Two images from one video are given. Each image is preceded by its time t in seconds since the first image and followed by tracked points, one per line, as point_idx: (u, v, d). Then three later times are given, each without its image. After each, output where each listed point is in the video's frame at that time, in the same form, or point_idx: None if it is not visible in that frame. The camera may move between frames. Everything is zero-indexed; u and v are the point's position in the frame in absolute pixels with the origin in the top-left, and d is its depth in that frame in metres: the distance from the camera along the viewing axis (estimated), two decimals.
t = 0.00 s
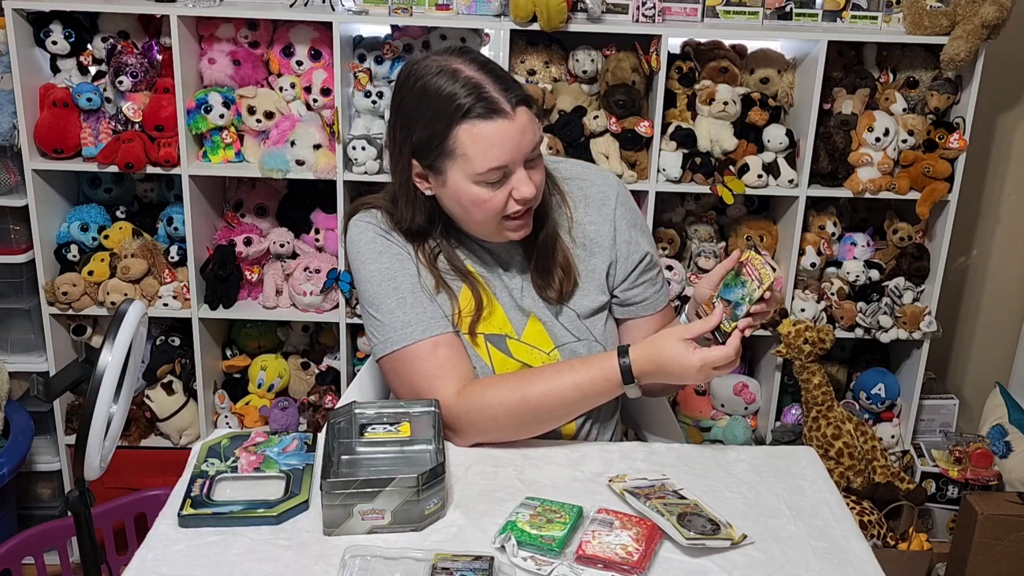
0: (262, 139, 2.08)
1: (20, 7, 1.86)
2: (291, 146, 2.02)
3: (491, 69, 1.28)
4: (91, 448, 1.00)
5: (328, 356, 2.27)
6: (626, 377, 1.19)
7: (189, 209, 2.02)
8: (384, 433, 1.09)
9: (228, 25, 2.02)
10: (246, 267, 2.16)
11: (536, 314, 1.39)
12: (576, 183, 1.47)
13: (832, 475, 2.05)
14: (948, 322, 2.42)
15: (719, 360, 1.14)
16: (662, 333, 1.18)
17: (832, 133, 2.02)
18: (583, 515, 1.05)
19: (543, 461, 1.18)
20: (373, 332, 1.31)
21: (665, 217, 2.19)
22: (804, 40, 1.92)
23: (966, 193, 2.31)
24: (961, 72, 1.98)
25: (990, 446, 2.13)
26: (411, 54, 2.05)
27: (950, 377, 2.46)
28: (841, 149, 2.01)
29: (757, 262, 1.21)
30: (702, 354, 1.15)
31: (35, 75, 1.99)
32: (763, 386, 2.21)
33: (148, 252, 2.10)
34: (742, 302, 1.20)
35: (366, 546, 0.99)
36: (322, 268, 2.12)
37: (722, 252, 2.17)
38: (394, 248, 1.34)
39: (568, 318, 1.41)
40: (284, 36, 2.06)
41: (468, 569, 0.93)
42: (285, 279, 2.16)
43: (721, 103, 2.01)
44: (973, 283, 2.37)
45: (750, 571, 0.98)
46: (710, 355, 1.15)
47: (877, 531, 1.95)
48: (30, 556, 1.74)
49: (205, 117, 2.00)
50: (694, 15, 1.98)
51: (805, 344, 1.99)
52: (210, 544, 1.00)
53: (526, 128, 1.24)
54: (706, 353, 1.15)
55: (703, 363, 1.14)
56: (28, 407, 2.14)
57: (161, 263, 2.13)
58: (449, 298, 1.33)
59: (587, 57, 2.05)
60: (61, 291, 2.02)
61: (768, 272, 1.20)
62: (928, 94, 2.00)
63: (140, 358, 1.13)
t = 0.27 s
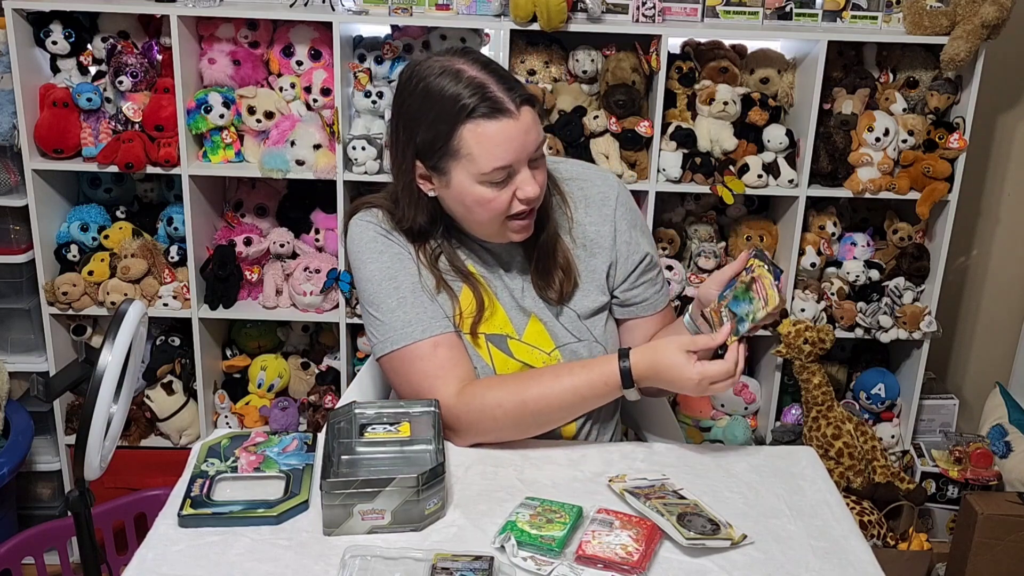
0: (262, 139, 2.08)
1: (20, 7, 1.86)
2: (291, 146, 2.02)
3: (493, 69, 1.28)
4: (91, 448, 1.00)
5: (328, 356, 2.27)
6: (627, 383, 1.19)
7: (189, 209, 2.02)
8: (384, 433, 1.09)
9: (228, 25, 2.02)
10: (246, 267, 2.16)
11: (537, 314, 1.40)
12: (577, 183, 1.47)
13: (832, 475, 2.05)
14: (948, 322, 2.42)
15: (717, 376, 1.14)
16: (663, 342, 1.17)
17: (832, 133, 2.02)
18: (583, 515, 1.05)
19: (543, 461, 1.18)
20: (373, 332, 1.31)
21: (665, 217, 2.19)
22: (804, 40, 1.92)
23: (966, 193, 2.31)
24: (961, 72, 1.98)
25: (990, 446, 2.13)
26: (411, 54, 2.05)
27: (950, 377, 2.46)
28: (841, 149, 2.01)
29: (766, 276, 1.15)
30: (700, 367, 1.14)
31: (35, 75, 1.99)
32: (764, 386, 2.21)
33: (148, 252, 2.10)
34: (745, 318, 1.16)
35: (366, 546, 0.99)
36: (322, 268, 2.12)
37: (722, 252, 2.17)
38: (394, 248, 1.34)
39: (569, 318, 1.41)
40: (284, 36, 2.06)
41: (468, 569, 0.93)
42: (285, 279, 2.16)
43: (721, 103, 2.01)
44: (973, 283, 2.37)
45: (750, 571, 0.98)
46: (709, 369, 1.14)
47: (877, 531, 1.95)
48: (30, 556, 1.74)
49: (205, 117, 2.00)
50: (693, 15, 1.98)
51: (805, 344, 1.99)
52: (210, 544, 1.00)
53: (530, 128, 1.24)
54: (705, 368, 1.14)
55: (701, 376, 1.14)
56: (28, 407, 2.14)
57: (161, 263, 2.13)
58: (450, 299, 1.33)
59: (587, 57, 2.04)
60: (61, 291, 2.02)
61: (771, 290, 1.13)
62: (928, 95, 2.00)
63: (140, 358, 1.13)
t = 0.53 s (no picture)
0: (262, 139, 2.08)
1: (20, 7, 1.86)
2: (291, 145, 2.02)
3: (498, 68, 1.28)
4: (91, 448, 1.00)
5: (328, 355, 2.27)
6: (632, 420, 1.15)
7: (189, 209, 2.02)
8: (384, 433, 1.09)
9: (228, 25, 2.02)
10: (246, 267, 2.16)
11: (538, 314, 1.40)
12: (577, 182, 1.47)
13: (832, 475, 2.05)
14: (949, 322, 2.42)
15: (712, 439, 1.08)
16: (672, 386, 1.13)
17: (832, 133, 2.02)
18: (583, 515, 1.05)
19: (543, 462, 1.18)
20: (375, 330, 1.31)
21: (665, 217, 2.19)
22: (804, 40, 1.92)
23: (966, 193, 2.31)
24: (961, 72, 1.98)
25: (991, 446, 2.13)
26: (411, 54, 2.05)
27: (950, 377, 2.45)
28: (841, 149, 2.01)
29: (768, 253, 1.18)
30: (696, 423, 1.09)
31: (35, 75, 1.99)
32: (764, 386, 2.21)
33: (148, 252, 2.10)
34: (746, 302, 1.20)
35: (366, 546, 0.99)
36: (322, 268, 2.12)
37: (722, 252, 2.17)
38: (396, 247, 1.34)
39: (570, 317, 1.41)
40: (284, 35, 2.06)
41: (468, 569, 0.93)
42: (285, 279, 2.16)
43: (721, 103, 2.01)
44: (973, 283, 2.37)
45: (750, 571, 0.98)
46: (706, 430, 1.09)
47: (877, 531, 1.95)
48: (30, 556, 1.74)
49: (205, 117, 2.00)
50: (693, 15, 1.98)
51: (805, 344, 1.99)
52: (209, 544, 1.00)
53: (537, 125, 1.24)
54: (701, 427, 1.09)
55: (694, 434, 1.09)
56: (28, 407, 2.14)
57: (161, 263, 2.13)
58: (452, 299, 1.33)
59: (587, 57, 2.04)
60: (61, 291, 2.02)
61: (778, 265, 1.17)
62: (928, 94, 2.00)
63: (139, 358, 1.13)
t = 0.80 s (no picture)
0: (262, 139, 2.08)
1: (20, 7, 1.86)
2: (291, 145, 2.02)
3: (502, 68, 1.28)
4: (91, 448, 1.00)
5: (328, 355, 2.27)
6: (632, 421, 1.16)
7: (189, 209, 2.02)
8: (385, 433, 1.09)
9: (228, 25, 2.02)
10: (246, 267, 2.16)
11: (539, 315, 1.40)
12: (579, 182, 1.47)
13: (832, 475, 2.05)
14: (949, 322, 2.42)
15: (717, 435, 1.10)
16: (672, 387, 1.13)
17: (832, 133, 2.02)
18: (583, 515, 1.05)
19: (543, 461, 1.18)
20: (375, 331, 1.31)
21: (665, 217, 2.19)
22: (804, 40, 1.92)
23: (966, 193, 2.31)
24: (961, 72, 1.98)
25: (991, 446, 2.13)
26: (411, 54, 2.05)
27: (950, 377, 2.45)
28: (841, 149, 2.01)
29: (767, 253, 1.19)
30: (700, 421, 1.10)
31: (35, 75, 1.99)
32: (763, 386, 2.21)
33: (148, 252, 2.10)
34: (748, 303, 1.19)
35: (366, 546, 0.99)
36: (322, 268, 2.12)
37: (722, 252, 2.17)
38: (397, 247, 1.34)
39: (571, 317, 1.41)
40: (284, 35, 2.06)
41: (468, 569, 0.93)
42: (285, 279, 2.16)
43: (721, 103, 2.01)
44: (973, 283, 2.37)
45: (750, 571, 0.98)
46: (710, 427, 1.10)
47: (877, 531, 1.95)
48: (30, 556, 1.74)
49: (205, 117, 2.00)
50: (693, 15, 1.98)
51: (805, 344, 1.99)
52: (210, 544, 1.00)
53: (540, 125, 1.24)
54: (706, 424, 1.10)
55: (700, 432, 1.10)
56: (28, 407, 2.14)
57: (161, 263, 2.13)
58: (452, 300, 1.33)
59: (587, 57, 2.04)
60: (61, 291, 2.02)
61: (778, 266, 1.17)
62: (928, 95, 2.00)
63: (140, 358, 1.13)
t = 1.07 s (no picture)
0: (262, 139, 2.08)
1: (20, 7, 1.86)
2: (291, 145, 2.02)
3: (501, 68, 1.28)
4: (91, 448, 1.00)
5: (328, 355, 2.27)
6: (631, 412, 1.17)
7: (189, 208, 2.02)
8: (385, 433, 1.09)
9: (228, 25, 2.02)
10: (246, 267, 2.16)
11: (538, 315, 1.40)
12: (579, 182, 1.47)
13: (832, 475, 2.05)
14: (949, 322, 2.42)
15: (724, 397, 1.11)
16: (671, 368, 1.15)
17: (832, 133, 2.02)
18: (583, 515, 1.05)
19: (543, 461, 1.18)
20: (375, 331, 1.31)
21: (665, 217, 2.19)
22: (804, 40, 1.92)
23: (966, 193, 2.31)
24: (961, 72, 1.98)
25: (991, 446, 2.13)
26: (411, 54, 2.05)
27: (950, 377, 2.45)
28: (841, 149, 2.01)
29: (765, 265, 1.16)
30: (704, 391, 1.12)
31: (35, 75, 1.99)
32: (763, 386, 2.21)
33: (148, 252, 2.10)
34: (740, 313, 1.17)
35: (366, 546, 0.99)
36: (322, 268, 2.12)
37: (722, 252, 2.17)
38: (397, 247, 1.34)
39: (570, 318, 1.41)
40: (284, 35, 2.06)
41: (468, 569, 0.93)
42: (285, 279, 2.16)
43: (721, 103, 2.01)
44: (973, 283, 2.37)
45: (750, 571, 0.98)
46: (716, 392, 1.11)
47: (877, 531, 1.95)
48: (30, 556, 1.74)
49: (205, 117, 2.00)
50: (693, 15, 1.98)
51: (805, 344, 1.99)
52: (209, 544, 1.00)
53: (537, 126, 1.24)
54: (712, 392, 1.11)
55: (708, 402, 1.11)
56: (28, 407, 2.14)
57: (161, 263, 2.13)
58: (452, 300, 1.33)
59: (587, 57, 2.05)
60: (61, 291, 2.02)
61: (777, 278, 1.14)
62: (928, 95, 2.00)
63: (140, 358, 1.13)
